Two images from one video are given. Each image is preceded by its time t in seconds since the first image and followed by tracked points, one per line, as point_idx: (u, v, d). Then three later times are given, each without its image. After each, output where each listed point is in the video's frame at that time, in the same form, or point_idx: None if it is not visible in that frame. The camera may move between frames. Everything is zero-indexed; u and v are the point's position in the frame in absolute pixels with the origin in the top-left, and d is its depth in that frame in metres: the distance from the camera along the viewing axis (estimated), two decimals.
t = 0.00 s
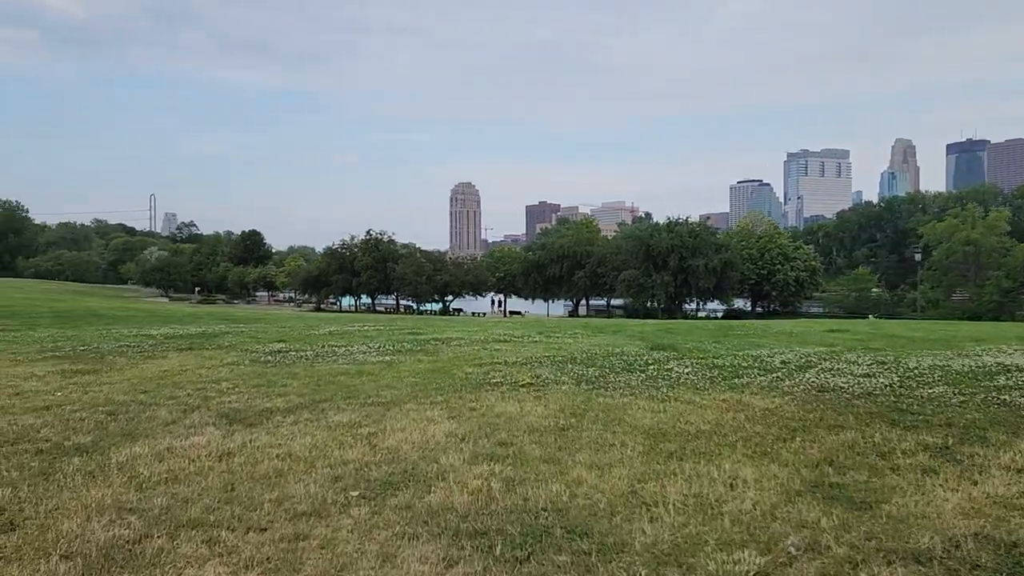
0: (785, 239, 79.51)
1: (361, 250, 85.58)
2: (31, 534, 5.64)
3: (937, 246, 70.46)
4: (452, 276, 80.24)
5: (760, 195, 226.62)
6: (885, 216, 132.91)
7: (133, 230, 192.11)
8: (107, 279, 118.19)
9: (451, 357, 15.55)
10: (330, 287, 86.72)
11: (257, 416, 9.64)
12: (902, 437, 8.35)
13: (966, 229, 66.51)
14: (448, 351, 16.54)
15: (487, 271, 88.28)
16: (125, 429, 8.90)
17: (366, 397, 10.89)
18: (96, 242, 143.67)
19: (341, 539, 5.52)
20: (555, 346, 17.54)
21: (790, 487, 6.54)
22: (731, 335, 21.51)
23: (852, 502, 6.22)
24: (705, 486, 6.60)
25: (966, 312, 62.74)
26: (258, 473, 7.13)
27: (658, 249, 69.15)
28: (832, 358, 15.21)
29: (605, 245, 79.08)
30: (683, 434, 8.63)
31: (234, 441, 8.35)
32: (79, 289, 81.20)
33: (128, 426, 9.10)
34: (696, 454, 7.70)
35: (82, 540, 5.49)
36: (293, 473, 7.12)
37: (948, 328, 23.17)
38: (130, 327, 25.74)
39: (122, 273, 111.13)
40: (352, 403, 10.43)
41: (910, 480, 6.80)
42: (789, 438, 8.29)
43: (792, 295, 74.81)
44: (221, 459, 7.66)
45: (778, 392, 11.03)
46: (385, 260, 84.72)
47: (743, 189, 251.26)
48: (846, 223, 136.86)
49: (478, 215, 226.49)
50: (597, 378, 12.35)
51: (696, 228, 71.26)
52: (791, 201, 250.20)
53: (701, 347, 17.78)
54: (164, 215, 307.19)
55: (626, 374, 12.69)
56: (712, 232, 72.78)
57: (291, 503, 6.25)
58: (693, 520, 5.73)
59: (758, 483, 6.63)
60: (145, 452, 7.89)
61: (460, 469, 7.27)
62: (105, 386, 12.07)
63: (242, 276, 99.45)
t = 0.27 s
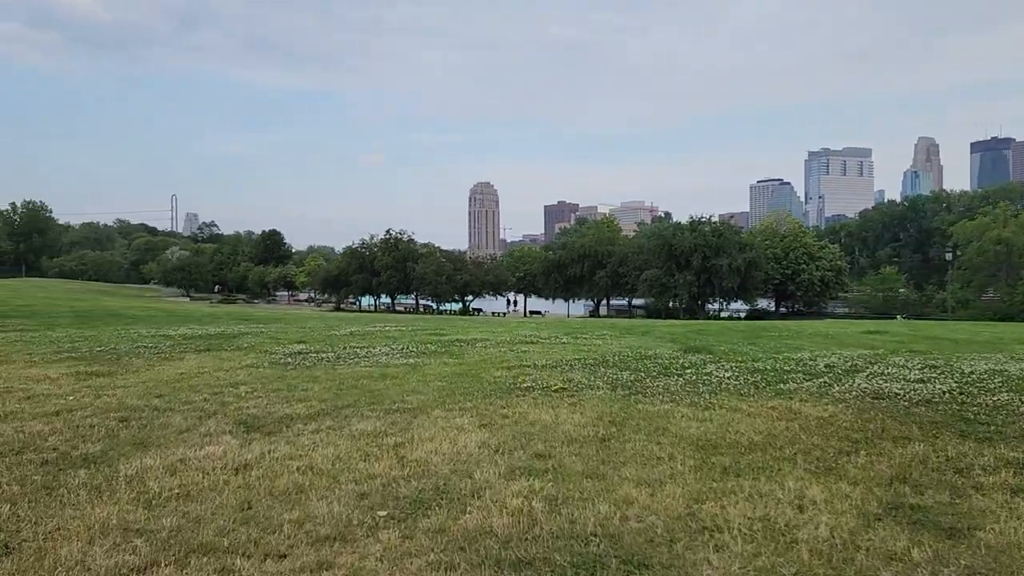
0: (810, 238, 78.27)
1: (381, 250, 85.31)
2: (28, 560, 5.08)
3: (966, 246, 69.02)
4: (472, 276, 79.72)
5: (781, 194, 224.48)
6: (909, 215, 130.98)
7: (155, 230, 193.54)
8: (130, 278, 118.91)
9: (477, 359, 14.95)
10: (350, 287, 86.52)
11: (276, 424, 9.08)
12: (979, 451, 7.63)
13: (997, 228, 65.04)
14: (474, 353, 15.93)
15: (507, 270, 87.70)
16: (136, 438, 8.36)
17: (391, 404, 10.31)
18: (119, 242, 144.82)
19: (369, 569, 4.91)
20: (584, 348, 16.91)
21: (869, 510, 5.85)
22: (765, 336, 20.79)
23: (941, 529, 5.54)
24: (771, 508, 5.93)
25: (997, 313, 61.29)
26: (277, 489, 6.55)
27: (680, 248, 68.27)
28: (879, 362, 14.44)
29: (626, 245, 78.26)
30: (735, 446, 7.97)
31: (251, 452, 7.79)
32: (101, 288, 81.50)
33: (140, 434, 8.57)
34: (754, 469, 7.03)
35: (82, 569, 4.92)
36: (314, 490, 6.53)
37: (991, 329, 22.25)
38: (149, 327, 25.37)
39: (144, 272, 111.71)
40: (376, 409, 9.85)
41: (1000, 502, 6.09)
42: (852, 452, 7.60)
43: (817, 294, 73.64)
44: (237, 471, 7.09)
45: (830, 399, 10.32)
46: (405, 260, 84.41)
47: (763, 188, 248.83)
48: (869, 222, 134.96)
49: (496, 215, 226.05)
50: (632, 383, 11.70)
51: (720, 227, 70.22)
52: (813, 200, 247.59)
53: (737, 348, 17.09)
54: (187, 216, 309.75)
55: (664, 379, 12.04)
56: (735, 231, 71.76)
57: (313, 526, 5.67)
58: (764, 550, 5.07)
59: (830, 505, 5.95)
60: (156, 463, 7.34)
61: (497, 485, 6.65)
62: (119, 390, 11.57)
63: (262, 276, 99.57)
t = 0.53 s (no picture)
0: (820, 237, 77.51)
1: (387, 249, 84.83)
2: None
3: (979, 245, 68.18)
4: (479, 276, 79.17)
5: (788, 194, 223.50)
6: (918, 214, 130.08)
7: (162, 230, 193.66)
8: (136, 278, 118.82)
9: (488, 362, 14.38)
10: (355, 286, 86.08)
11: (276, 434, 8.50)
12: None
13: (1010, 227, 64.18)
14: (483, 356, 15.35)
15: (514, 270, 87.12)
16: (126, 450, 7.80)
17: (398, 411, 9.72)
18: (126, 242, 144.79)
19: None
20: (598, 350, 16.33)
21: (932, 537, 5.24)
22: (782, 337, 20.19)
23: (1017, 559, 4.93)
24: (822, 534, 5.32)
25: (1010, 313, 60.44)
26: (275, 509, 5.98)
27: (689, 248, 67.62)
28: (908, 365, 13.80)
29: (634, 244, 77.62)
30: (770, 459, 7.37)
31: (248, 465, 7.23)
32: (106, 288, 81.18)
33: (131, 445, 8.00)
34: (795, 487, 6.42)
35: None
36: (315, 510, 5.95)
37: (1016, 330, 21.59)
38: (151, 328, 24.86)
39: (150, 272, 111.48)
40: (383, 418, 9.27)
41: None
42: (901, 468, 6.98)
43: (827, 294, 72.94)
44: (232, 488, 6.53)
45: (865, 407, 9.69)
46: (411, 259, 83.91)
47: (770, 187, 247.60)
48: (877, 221, 133.90)
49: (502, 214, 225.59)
50: (652, 388, 11.11)
51: (729, 225, 69.50)
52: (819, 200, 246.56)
53: (756, 351, 16.49)
54: (194, 216, 310.24)
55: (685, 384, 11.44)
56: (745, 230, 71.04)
57: (314, 554, 5.08)
58: None
59: (889, 531, 5.34)
60: (145, 479, 6.77)
61: (515, 505, 6.06)
62: (113, 395, 11.01)
63: (268, 275, 99.24)
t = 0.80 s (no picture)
0: (812, 237, 77.22)
1: (376, 249, 83.97)
2: None
3: (970, 245, 68.00)
4: (468, 275, 78.39)
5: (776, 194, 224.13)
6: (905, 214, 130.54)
7: (148, 230, 191.86)
8: (122, 278, 117.46)
9: (482, 366, 13.68)
10: (344, 286, 85.14)
11: (253, 448, 7.76)
12: None
13: (1002, 226, 63.99)
14: (476, 359, 14.64)
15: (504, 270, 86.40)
16: (86, 468, 7.06)
17: (388, 421, 8.99)
18: (112, 241, 143.24)
19: None
20: (595, 352, 15.69)
21: None
22: (784, 338, 19.60)
23: None
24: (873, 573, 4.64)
25: (1003, 313, 60.18)
26: (246, 541, 5.25)
27: (681, 247, 67.10)
28: (921, 369, 13.18)
29: (625, 244, 77.06)
30: (796, 477, 6.71)
31: (218, 486, 6.50)
32: (90, 288, 79.87)
33: (91, 463, 7.25)
34: (831, 512, 5.74)
35: None
36: (291, 540, 5.25)
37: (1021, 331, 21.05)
38: (130, 330, 24.00)
39: (136, 272, 110.10)
40: (371, 429, 8.54)
41: None
42: (946, 489, 6.28)
43: (818, 294, 72.71)
44: (198, 515, 5.80)
45: (888, 416, 9.05)
46: (400, 259, 83.09)
47: (758, 187, 247.70)
48: (865, 221, 133.98)
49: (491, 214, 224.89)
50: (657, 394, 10.45)
51: (720, 224, 69.07)
52: (807, 200, 247.35)
53: (760, 353, 15.87)
54: (182, 215, 308.08)
55: (691, 389, 10.80)
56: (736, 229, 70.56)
57: None
58: None
59: (951, 570, 4.66)
60: (102, 503, 6.03)
61: (519, 533, 5.36)
62: (79, 405, 10.21)
63: (256, 275, 98.15)
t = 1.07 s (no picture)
0: (762, 237, 78.02)
1: (326, 248, 82.27)
2: None
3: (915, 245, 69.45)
4: (420, 275, 77.29)
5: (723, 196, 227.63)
6: (848, 215, 133.50)
7: (87, 227, 185.77)
8: (59, 277, 113.21)
9: (441, 372, 12.89)
10: (292, 286, 83.26)
11: (189, 472, 6.87)
12: None
13: (946, 227, 65.38)
14: (435, 365, 13.85)
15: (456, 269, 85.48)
16: None
17: (342, 438, 8.17)
18: (48, 239, 138.13)
19: None
20: (560, 357, 15.02)
21: None
22: (748, 340, 19.21)
23: None
24: None
25: (947, 312, 61.48)
26: None
27: (635, 247, 67.12)
28: (893, 373, 12.82)
29: (578, 244, 76.86)
30: (795, 499, 6.12)
31: (145, 519, 5.62)
32: (24, 289, 76.48)
33: None
34: (844, 543, 5.15)
35: None
36: None
37: (978, 332, 21.11)
38: (61, 333, 22.57)
39: (73, 271, 106.21)
40: (323, 447, 7.71)
41: None
42: (958, 512, 5.76)
43: (768, 294, 73.63)
44: (118, 560, 4.93)
45: (875, 426, 8.56)
46: (351, 258, 81.53)
47: (707, 188, 250.90)
48: (811, 222, 136.45)
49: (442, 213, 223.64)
50: (630, 403, 9.82)
51: (673, 224, 69.28)
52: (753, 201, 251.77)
53: (728, 356, 15.41)
54: (123, 213, 299.62)
55: (665, 397, 10.20)
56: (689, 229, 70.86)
57: None
58: None
59: None
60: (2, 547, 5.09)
61: None
62: None
63: (200, 275, 95.46)
